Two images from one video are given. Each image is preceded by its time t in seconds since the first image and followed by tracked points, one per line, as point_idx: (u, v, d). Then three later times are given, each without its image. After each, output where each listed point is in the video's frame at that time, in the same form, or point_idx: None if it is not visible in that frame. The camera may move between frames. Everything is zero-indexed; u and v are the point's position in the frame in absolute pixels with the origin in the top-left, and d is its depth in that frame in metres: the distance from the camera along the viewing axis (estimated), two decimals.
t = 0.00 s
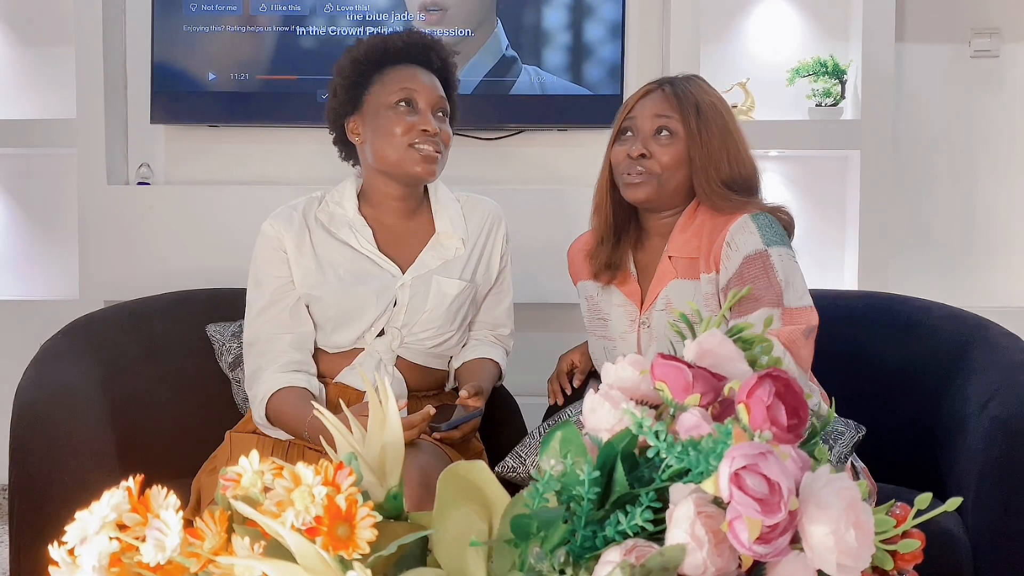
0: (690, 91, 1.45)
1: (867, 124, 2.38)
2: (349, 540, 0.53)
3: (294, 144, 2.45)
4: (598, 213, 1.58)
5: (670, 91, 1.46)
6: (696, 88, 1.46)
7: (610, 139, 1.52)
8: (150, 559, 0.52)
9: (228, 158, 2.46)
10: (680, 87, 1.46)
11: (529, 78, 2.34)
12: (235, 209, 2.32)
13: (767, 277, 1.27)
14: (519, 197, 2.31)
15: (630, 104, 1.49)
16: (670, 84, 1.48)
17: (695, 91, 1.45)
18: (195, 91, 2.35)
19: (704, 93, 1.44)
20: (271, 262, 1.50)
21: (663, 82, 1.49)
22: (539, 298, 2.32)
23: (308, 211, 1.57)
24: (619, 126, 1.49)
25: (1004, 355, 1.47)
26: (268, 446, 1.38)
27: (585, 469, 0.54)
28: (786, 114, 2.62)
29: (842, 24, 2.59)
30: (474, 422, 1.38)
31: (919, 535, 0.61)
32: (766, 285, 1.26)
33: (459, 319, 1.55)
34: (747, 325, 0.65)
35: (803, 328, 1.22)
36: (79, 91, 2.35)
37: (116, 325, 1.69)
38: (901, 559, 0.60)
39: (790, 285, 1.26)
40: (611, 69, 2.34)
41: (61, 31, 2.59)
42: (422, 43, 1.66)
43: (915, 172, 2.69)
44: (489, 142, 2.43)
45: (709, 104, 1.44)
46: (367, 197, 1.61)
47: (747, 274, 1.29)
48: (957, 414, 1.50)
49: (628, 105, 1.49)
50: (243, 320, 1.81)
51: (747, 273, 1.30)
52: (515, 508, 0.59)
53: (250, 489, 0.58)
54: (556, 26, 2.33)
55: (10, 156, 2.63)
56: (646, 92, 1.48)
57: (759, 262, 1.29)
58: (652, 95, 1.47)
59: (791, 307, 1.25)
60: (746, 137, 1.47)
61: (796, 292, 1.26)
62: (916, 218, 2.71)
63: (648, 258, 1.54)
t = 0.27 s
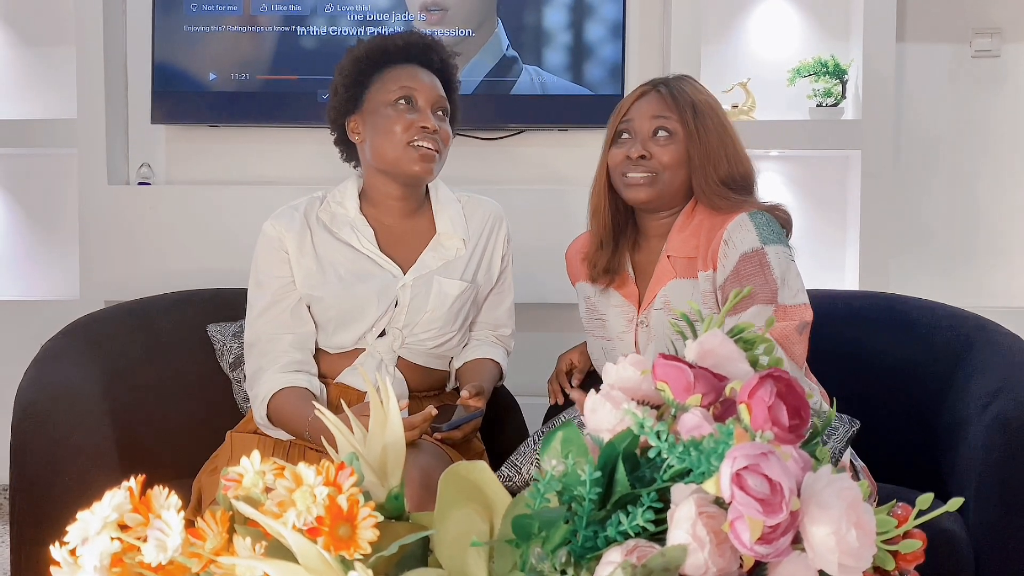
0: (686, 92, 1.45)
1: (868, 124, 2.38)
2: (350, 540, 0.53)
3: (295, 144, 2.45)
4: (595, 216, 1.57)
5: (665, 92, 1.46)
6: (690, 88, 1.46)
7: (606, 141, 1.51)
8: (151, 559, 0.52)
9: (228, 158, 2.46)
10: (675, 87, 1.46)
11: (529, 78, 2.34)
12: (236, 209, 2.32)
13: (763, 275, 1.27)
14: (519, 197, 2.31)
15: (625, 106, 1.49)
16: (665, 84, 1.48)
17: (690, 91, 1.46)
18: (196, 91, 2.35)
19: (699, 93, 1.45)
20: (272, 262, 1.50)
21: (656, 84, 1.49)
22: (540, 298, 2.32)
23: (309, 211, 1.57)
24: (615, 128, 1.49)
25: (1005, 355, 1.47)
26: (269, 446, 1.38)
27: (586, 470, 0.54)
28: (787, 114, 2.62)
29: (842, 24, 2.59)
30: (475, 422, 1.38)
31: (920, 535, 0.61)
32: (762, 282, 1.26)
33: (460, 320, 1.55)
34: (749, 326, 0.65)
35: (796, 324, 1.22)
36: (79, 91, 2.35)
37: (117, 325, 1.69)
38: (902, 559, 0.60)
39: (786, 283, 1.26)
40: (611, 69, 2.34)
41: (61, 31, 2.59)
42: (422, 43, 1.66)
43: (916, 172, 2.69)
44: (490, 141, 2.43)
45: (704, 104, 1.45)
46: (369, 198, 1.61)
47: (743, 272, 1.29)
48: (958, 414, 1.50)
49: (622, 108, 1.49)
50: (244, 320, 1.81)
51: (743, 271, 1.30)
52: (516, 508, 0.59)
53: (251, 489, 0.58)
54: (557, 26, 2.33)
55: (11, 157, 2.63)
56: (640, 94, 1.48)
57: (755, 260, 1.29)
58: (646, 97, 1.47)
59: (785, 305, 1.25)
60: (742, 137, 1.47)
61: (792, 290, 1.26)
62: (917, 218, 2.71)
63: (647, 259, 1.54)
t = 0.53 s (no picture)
0: (677, 93, 1.45)
1: (868, 124, 2.38)
2: (350, 540, 0.53)
3: (296, 144, 2.45)
4: (592, 218, 1.57)
5: (656, 94, 1.46)
6: (682, 89, 1.46)
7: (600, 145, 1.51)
8: (151, 559, 0.52)
9: (229, 158, 2.46)
10: (667, 90, 1.46)
11: (530, 78, 2.34)
12: (237, 209, 2.32)
13: (763, 275, 1.27)
14: (520, 197, 2.31)
15: (618, 110, 1.49)
16: (656, 87, 1.48)
17: (681, 92, 1.45)
18: (196, 91, 2.35)
19: (690, 94, 1.45)
20: (275, 262, 1.50)
21: (649, 86, 1.49)
22: (540, 298, 2.32)
23: (311, 210, 1.57)
24: (608, 131, 1.49)
25: (1006, 355, 1.47)
26: (269, 446, 1.38)
27: (586, 470, 0.54)
28: (787, 114, 2.62)
29: (843, 24, 2.59)
30: (475, 422, 1.38)
31: (920, 535, 0.62)
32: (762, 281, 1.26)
33: (461, 319, 1.55)
34: (749, 326, 0.65)
35: (796, 322, 1.23)
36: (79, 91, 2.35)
37: (117, 325, 1.69)
38: (902, 560, 0.60)
39: (785, 284, 1.27)
40: (612, 69, 2.34)
41: (61, 32, 2.59)
42: (411, 42, 1.65)
43: (917, 172, 2.69)
44: (490, 141, 2.43)
45: (695, 105, 1.44)
46: (370, 199, 1.61)
47: (743, 272, 1.30)
48: (959, 414, 1.50)
49: (616, 111, 1.49)
50: (245, 321, 1.81)
51: (743, 271, 1.30)
52: (516, 508, 0.59)
53: (251, 490, 0.58)
54: (557, 27, 2.33)
55: (12, 157, 2.63)
56: (632, 97, 1.48)
57: (755, 260, 1.29)
58: (639, 100, 1.47)
59: (782, 304, 1.25)
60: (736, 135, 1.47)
61: (791, 290, 1.27)
62: (919, 218, 2.71)
63: (646, 260, 1.54)
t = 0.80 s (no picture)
0: (677, 97, 1.44)
1: (869, 124, 2.38)
2: (351, 540, 0.53)
3: (296, 144, 2.45)
4: (598, 219, 1.57)
5: (656, 99, 1.45)
6: (683, 92, 1.44)
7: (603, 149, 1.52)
8: (152, 559, 0.52)
9: (229, 158, 2.46)
10: (667, 94, 1.45)
11: (530, 78, 2.34)
12: (238, 209, 2.32)
13: (771, 277, 1.27)
14: (521, 197, 2.31)
15: (620, 114, 1.49)
16: (658, 91, 1.47)
17: (682, 95, 1.44)
18: (197, 91, 2.35)
19: (691, 96, 1.43)
20: (278, 261, 1.50)
21: (650, 89, 1.48)
22: (540, 298, 2.32)
23: (314, 210, 1.57)
24: (611, 136, 1.49)
25: (1007, 355, 1.47)
26: (269, 446, 1.37)
27: (587, 470, 0.54)
28: (788, 114, 2.62)
29: (844, 24, 2.59)
30: (475, 422, 1.38)
31: (921, 535, 0.62)
32: (768, 281, 1.26)
33: (463, 318, 1.55)
34: (751, 326, 0.65)
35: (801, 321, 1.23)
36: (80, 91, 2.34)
37: (118, 325, 1.69)
38: (903, 560, 0.60)
39: (792, 286, 1.27)
40: (612, 69, 2.34)
41: (62, 31, 2.59)
42: (384, 44, 1.64)
43: (918, 172, 2.69)
44: (491, 142, 2.43)
45: (695, 107, 1.42)
46: (373, 202, 1.61)
47: (750, 274, 1.30)
48: (960, 414, 1.50)
49: (618, 114, 1.49)
50: (245, 320, 1.81)
51: (750, 272, 1.30)
52: (517, 508, 0.59)
53: (253, 490, 0.58)
54: (558, 27, 2.33)
55: (12, 157, 2.63)
56: (634, 101, 1.48)
57: (763, 262, 1.29)
58: (640, 104, 1.47)
59: (788, 304, 1.25)
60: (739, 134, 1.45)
61: (798, 293, 1.26)
62: (919, 218, 2.71)
63: (652, 259, 1.55)
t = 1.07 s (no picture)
0: (693, 92, 1.44)
1: (869, 124, 2.38)
2: (353, 540, 0.53)
3: (297, 144, 2.45)
4: (610, 214, 1.57)
5: (671, 93, 1.45)
6: (699, 87, 1.45)
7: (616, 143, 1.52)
8: (153, 558, 0.52)
9: (230, 158, 2.46)
10: (682, 88, 1.45)
11: (531, 78, 2.34)
12: (239, 209, 2.33)
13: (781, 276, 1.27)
14: (521, 197, 2.31)
15: (634, 107, 1.49)
16: (673, 85, 1.47)
17: (698, 90, 1.44)
18: (198, 91, 2.35)
19: (706, 92, 1.44)
20: (279, 257, 1.51)
21: (665, 84, 1.49)
22: (540, 298, 2.32)
23: (317, 207, 1.58)
24: (623, 130, 1.49)
25: (1007, 355, 1.47)
26: (269, 445, 1.37)
27: (589, 470, 0.54)
28: (788, 114, 2.62)
29: (844, 24, 2.59)
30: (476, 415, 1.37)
31: (923, 536, 0.61)
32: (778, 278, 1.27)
33: (463, 316, 1.54)
34: (752, 326, 0.65)
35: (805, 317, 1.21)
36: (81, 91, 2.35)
37: (118, 325, 1.69)
38: (904, 560, 0.60)
39: (801, 284, 1.26)
40: (613, 69, 2.34)
41: (63, 31, 2.59)
42: (370, 49, 1.62)
43: (918, 173, 2.69)
44: (491, 142, 2.43)
45: (711, 103, 1.43)
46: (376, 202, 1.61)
47: (760, 270, 1.29)
48: (960, 414, 1.50)
49: (632, 107, 1.49)
50: (246, 320, 1.81)
51: (760, 269, 1.30)
52: (518, 508, 0.59)
53: (254, 490, 0.58)
54: (558, 27, 2.33)
55: (12, 156, 2.63)
56: (649, 94, 1.48)
57: (774, 260, 1.29)
58: (654, 98, 1.47)
59: (795, 300, 1.24)
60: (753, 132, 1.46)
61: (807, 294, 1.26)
62: (920, 218, 2.71)
63: (661, 256, 1.55)
